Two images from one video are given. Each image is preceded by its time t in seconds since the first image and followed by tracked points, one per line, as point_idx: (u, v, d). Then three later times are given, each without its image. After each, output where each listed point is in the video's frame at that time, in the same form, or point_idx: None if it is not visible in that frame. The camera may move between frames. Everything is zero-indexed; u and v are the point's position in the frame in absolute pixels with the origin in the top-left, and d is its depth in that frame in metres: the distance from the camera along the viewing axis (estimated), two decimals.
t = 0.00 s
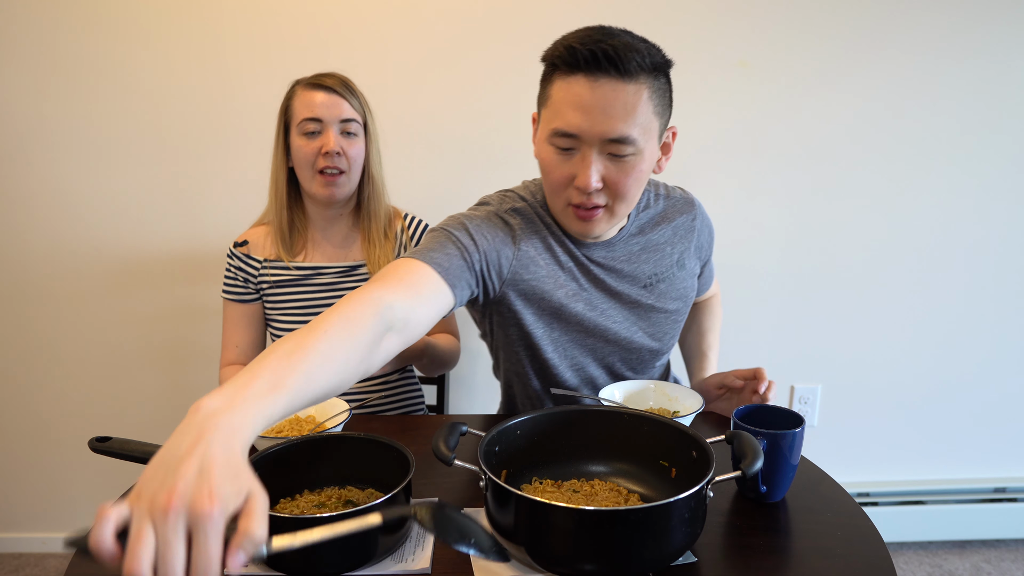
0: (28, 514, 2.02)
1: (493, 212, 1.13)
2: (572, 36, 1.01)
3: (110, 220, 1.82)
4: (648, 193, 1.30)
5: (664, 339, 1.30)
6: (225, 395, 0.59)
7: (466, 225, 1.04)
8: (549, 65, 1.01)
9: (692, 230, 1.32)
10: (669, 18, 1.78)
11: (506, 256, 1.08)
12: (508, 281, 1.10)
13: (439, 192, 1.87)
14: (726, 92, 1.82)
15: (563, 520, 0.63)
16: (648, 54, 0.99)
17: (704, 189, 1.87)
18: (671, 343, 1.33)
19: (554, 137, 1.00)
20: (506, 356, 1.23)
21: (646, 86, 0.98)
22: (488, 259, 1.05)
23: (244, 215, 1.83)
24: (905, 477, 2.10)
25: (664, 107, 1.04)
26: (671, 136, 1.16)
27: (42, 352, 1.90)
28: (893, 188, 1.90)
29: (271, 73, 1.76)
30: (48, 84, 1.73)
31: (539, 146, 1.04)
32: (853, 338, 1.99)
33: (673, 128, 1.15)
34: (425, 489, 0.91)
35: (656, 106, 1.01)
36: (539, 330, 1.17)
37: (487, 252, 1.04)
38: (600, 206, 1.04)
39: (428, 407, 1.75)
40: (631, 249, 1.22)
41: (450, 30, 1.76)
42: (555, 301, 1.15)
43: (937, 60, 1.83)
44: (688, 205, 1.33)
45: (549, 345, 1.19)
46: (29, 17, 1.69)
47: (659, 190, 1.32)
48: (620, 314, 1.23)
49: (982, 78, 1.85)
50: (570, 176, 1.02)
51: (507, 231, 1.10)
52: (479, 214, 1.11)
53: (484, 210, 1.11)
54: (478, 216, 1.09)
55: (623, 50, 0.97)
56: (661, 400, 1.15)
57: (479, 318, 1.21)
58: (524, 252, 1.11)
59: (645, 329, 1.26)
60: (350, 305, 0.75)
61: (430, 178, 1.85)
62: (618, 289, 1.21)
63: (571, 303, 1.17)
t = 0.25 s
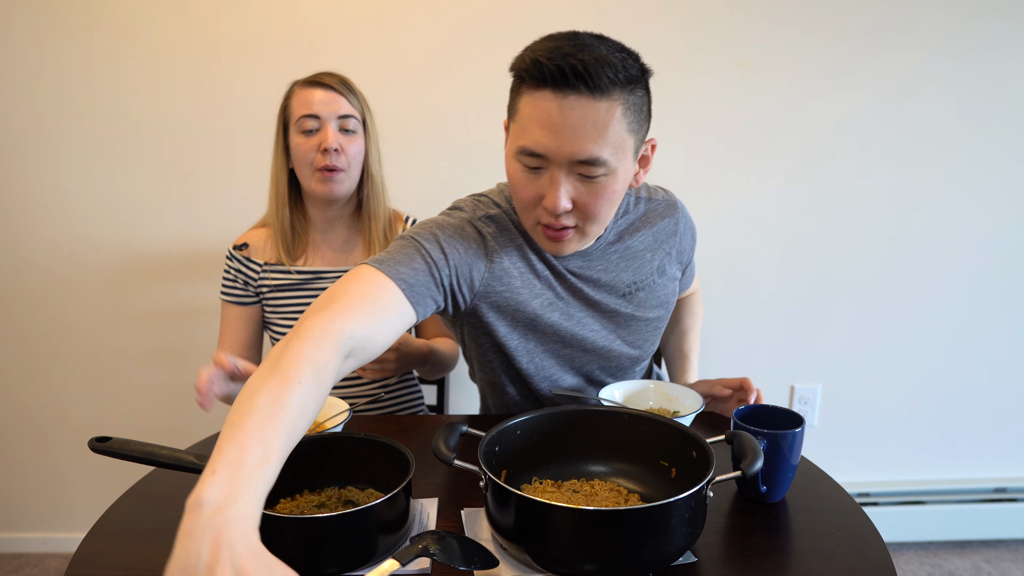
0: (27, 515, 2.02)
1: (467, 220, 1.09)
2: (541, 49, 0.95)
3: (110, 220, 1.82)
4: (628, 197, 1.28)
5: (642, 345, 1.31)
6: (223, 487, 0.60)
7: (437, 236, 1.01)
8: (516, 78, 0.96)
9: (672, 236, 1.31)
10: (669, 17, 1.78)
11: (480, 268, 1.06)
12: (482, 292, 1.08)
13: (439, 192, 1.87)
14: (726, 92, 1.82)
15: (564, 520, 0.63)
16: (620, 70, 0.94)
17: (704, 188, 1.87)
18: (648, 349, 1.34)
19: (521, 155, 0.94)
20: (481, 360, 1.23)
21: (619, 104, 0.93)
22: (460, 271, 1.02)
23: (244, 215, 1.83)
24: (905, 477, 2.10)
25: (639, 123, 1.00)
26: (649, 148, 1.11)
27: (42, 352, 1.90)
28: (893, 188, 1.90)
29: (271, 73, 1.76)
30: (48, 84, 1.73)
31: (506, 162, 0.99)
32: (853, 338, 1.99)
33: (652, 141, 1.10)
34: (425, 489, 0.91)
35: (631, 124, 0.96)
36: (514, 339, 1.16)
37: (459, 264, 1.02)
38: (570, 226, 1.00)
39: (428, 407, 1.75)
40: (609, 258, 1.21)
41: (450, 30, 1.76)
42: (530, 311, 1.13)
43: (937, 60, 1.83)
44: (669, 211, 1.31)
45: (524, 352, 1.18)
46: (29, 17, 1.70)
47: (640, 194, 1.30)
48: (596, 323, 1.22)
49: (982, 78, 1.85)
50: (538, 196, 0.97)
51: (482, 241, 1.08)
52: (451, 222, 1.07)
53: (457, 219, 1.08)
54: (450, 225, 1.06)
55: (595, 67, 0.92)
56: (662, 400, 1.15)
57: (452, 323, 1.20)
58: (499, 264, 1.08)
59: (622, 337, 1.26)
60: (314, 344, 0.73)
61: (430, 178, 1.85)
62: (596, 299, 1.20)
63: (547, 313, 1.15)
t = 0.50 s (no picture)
0: (27, 514, 2.02)
1: (455, 221, 1.09)
2: (524, 67, 0.95)
3: (109, 220, 1.82)
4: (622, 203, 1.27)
5: (634, 352, 1.30)
6: (241, 501, 0.62)
7: (425, 240, 1.01)
8: (499, 95, 0.95)
9: (668, 243, 1.30)
10: (669, 17, 1.78)
11: (470, 274, 1.06)
12: (470, 296, 1.09)
13: (439, 192, 1.87)
14: (726, 92, 1.82)
15: (564, 520, 0.63)
16: (603, 89, 0.93)
17: (704, 188, 1.87)
18: (642, 357, 1.33)
19: (504, 173, 0.94)
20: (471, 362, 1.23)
21: (602, 124, 0.93)
22: (446, 274, 1.03)
23: (244, 215, 1.83)
24: (905, 477, 2.10)
25: (623, 140, 0.99)
26: (637, 161, 1.10)
27: (42, 352, 1.90)
28: (892, 188, 1.90)
29: (271, 73, 1.76)
30: (47, 84, 1.73)
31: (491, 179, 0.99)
32: (853, 338, 1.99)
33: (640, 153, 1.10)
34: (425, 489, 0.91)
35: (614, 142, 0.96)
36: (503, 344, 1.16)
37: (445, 268, 1.02)
38: (556, 243, 1.00)
39: (428, 407, 1.75)
40: (599, 265, 1.20)
41: (450, 30, 1.76)
42: (519, 316, 1.14)
43: (937, 60, 1.83)
44: (666, 217, 1.30)
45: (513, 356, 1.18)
46: (28, 18, 1.70)
47: (636, 199, 1.29)
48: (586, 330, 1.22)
49: (982, 78, 1.85)
50: (522, 214, 0.97)
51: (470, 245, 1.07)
52: (440, 223, 1.07)
53: (447, 221, 1.08)
54: (439, 227, 1.06)
55: (578, 87, 0.91)
56: (662, 400, 1.15)
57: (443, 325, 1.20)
58: (488, 269, 1.09)
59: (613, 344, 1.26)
60: (301, 349, 0.74)
61: (429, 178, 1.85)
62: (586, 305, 1.20)
63: (536, 318, 1.16)
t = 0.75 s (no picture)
0: (27, 514, 2.02)
1: (459, 221, 1.10)
2: (528, 71, 0.95)
3: (109, 220, 1.82)
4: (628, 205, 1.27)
5: (637, 354, 1.30)
6: (247, 500, 0.62)
7: (429, 239, 1.02)
8: (503, 98, 0.96)
9: (672, 246, 1.30)
10: (669, 18, 1.78)
11: (473, 274, 1.07)
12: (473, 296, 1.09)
13: (439, 192, 1.87)
14: (725, 92, 1.82)
15: (564, 520, 0.63)
16: (607, 93, 0.93)
17: (704, 188, 1.87)
18: (646, 357, 1.33)
19: (508, 177, 0.95)
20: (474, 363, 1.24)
21: (606, 128, 0.93)
22: (450, 274, 1.04)
23: (244, 215, 1.84)
24: (904, 477, 2.10)
25: (628, 143, 0.99)
26: (642, 162, 1.10)
27: (42, 352, 1.90)
28: (892, 189, 1.90)
29: (272, 73, 1.76)
30: (48, 86, 1.73)
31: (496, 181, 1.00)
32: (853, 337, 1.99)
33: (645, 155, 1.09)
34: (426, 488, 0.91)
35: (618, 146, 0.96)
36: (506, 343, 1.16)
37: (448, 267, 1.03)
38: (560, 244, 1.01)
39: (428, 407, 1.75)
40: (603, 266, 1.21)
41: (450, 30, 1.76)
42: (522, 316, 1.14)
43: (938, 60, 1.83)
44: (671, 221, 1.30)
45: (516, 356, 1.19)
46: (28, 19, 1.70)
47: (641, 202, 1.29)
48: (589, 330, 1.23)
49: (982, 78, 1.85)
50: (526, 217, 0.98)
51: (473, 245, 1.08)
52: (445, 223, 1.08)
53: (451, 221, 1.09)
54: (443, 228, 1.06)
55: (581, 92, 0.91)
56: (662, 400, 1.15)
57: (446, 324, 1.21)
58: (491, 268, 1.09)
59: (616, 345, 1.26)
60: (305, 348, 0.74)
61: (430, 178, 1.85)
62: (589, 306, 1.20)
63: (538, 318, 1.16)
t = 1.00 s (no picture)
0: (26, 514, 2.02)
1: (469, 216, 1.11)
2: (546, 61, 0.95)
3: (109, 220, 1.82)
4: (635, 201, 1.27)
5: (643, 351, 1.30)
6: (249, 496, 0.62)
7: (440, 235, 1.03)
8: (520, 89, 0.96)
9: (680, 244, 1.29)
10: (670, 18, 1.78)
11: (482, 269, 1.08)
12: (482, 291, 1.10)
13: (439, 193, 1.87)
14: (725, 92, 1.82)
15: (564, 520, 0.63)
16: (623, 85, 0.94)
17: (704, 188, 1.87)
18: (653, 353, 1.34)
19: (523, 167, 0.95)
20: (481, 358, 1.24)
21: (622, 119, 0.93)
22: (460, 269, 1.04)
23: (244, 215, 1.84)
24: (904, 476, 2.10)
25: (642, 135, 0.99)
26: (654, 156, 1.11)
27: (42, 352, 1.90)
28: (892, 189, 1.90)
29: (272, 73, 1.76)
30: (48, 85, 1.73)
31: (510, 171, 1.00)
32: (853, 337, 1.99)
33: (657, 149, 1.10)
34: (426, 488, 0.91)
35: (632, 138, 0.96)
36: (515, 338, 1.17)
37: (460, 261, 1.04)
38: (572, 234, 1.01)
39: (428, 407, 1.75)
40: (611, 262, 1.21)
41: (450, 30, 1.76)
42: (530, 311, 1.15)
43: (937, 59, 1.83)
44: (679, 218, 1.30)
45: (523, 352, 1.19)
46: (28, 19, 1.70)
47: (649, 198, 1.29)
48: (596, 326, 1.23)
49: (983, 77, 1.85)
50: (540, 206, 0.98)
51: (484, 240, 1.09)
52: (455, 219, 1.08)
53: (461, 216, 1.09)
54: (454, 223, 1.07)
55: (598, 83, 0.92)
56: (662, 400, 1.15)
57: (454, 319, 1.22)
58: (500, 263, 1.10)
59: (622, 341, 1.27)
60: (317, 345, 0.74)
61: (429, 178, 1.85)
62: (597, 302, 1.21)
63: (546, 314, 1.17)
